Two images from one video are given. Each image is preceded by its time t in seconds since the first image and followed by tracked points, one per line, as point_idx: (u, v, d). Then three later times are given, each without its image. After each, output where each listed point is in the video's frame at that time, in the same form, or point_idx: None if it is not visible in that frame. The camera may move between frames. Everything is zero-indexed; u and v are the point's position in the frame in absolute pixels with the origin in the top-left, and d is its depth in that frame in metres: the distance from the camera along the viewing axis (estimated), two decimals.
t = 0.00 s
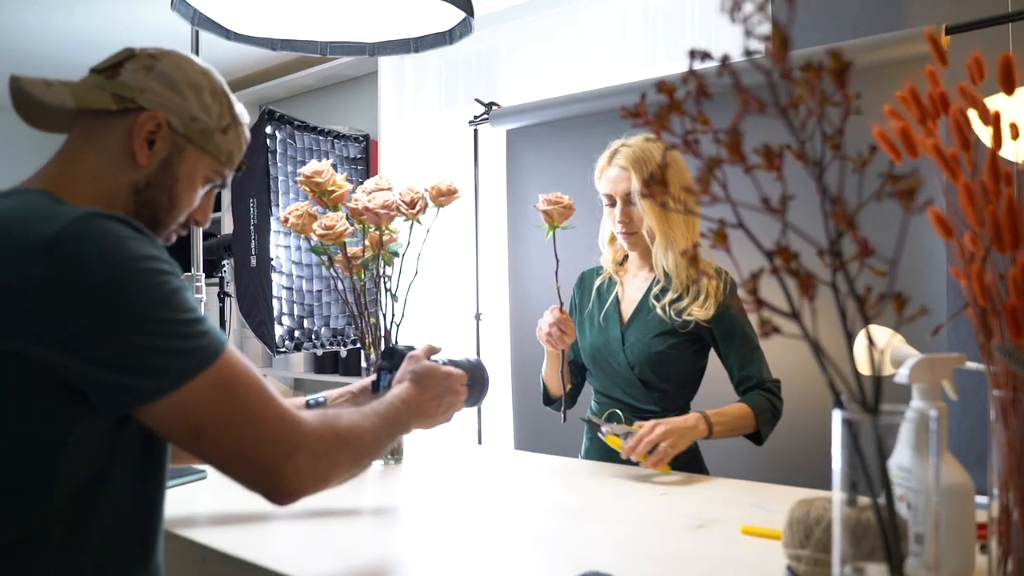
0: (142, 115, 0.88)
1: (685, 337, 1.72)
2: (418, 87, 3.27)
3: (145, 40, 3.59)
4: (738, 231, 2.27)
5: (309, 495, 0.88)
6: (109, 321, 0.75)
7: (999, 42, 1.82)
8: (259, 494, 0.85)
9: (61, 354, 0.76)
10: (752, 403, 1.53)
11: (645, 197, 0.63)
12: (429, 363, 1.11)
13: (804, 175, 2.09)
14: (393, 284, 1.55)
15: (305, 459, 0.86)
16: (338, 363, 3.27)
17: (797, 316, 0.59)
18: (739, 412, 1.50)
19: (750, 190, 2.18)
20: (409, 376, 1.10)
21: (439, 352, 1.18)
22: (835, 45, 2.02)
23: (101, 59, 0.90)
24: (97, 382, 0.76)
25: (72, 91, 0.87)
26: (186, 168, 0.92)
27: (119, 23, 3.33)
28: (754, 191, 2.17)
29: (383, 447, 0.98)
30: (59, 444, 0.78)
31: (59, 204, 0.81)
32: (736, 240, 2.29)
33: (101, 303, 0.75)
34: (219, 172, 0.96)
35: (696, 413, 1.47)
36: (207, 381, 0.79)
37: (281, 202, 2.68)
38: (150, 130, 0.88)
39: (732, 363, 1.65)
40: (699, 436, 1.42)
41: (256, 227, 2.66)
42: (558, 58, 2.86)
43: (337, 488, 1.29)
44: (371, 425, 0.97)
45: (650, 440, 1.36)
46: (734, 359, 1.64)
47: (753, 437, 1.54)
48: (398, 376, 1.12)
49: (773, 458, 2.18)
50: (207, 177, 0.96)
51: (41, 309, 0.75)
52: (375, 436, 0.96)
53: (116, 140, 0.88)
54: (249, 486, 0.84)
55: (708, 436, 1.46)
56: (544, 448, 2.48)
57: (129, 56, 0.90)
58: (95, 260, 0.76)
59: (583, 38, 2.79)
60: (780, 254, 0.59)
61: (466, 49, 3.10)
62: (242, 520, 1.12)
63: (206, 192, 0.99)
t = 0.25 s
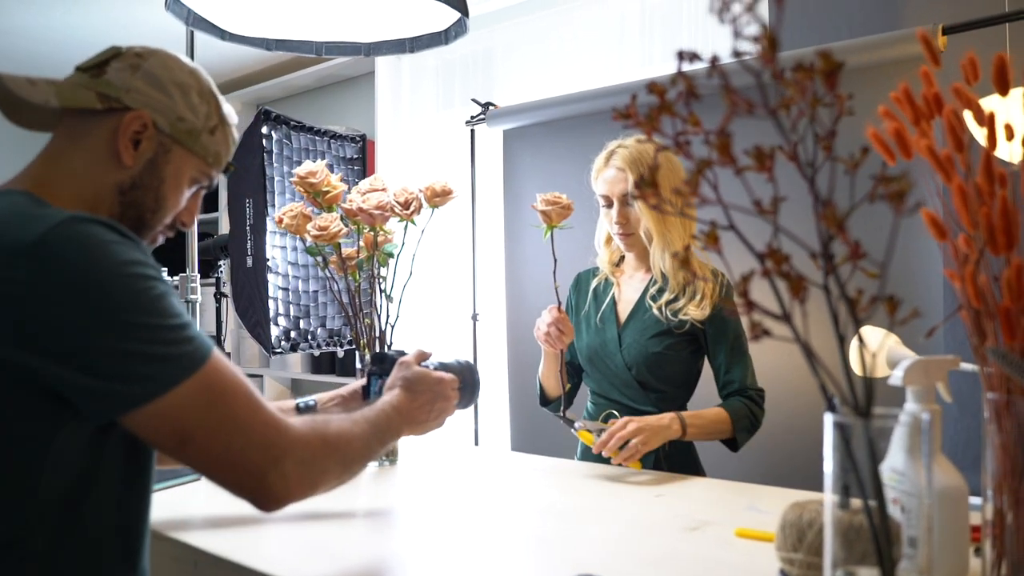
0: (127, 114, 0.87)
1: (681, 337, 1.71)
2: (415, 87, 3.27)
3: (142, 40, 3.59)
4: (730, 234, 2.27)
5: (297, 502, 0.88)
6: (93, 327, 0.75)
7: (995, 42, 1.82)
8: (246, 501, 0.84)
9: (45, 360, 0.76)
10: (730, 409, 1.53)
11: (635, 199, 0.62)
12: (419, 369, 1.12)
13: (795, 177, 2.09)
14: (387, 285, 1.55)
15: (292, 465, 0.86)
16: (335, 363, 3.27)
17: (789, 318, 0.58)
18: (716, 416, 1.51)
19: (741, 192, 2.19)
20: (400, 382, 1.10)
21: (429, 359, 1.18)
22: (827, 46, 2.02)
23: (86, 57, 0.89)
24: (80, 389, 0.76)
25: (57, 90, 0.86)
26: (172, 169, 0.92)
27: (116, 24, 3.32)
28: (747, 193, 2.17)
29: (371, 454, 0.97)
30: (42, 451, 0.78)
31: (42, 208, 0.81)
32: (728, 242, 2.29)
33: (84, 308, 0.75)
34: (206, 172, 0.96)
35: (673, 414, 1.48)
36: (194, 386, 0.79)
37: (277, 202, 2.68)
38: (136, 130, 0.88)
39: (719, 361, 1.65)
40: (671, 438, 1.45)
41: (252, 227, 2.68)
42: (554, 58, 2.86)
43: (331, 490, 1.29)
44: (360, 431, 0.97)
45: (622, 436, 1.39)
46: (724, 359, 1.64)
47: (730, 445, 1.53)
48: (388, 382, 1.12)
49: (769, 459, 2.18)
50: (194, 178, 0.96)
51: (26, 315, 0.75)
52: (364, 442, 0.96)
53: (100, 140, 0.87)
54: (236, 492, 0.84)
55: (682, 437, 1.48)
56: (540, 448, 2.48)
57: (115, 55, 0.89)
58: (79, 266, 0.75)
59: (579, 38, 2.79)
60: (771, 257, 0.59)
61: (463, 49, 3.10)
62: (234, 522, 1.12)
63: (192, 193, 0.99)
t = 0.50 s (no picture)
0: (119, 110, 0.87)
1: (680, 337, 1.71)
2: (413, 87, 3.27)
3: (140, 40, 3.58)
4: (725, 233, 2.27)
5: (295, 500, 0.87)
6: (89, 325, 0.75)
7: (993, 42, 1.82)
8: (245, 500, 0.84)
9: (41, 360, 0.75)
10: (724, 410, 1.53)
11: (631, 199, 0.62)
12: (415, 364, 1.12)
13: (791, 177, 2.08)
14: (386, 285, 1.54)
15: (290, 463, 0.85)
16: (334, 363, 3.26)
17: (785, 319, 0.58)
18: (710, 418, 1.51)
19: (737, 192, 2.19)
20: (397, 377, 1.10)
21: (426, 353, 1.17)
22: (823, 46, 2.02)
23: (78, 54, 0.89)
24: (74, 389, 0.75)
25: (48, 86, 0.86)
26: (166, 165, 0.91)
27: (115, 23, 3.32)
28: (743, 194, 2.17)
29: (369, 451, 0.97)
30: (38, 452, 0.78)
31: (35, 206, 0.81)
32: (724, 242, 2.29)
33: (79, 308, 0.74)
34: (200, 168, 0.96)
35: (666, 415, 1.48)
36: (191, 386, 0.79)
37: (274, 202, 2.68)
38: (128, 126, 0.87)
39: (716, 361, 1.65)
40: (665, 438, 1.45)
41: (250, 227, 2.68)
42: (552, 58, 2.85)
43: (327, 490, 1.29)
44: (358, 429, 0.97)
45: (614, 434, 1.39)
46: (720, 358, 1.63)
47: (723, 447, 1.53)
48: (384, 377, 1.12)
49: (766, 459, 2.18)
50: (188, 174, 0.95)
51: (21, 313, 0.75)
52: (362, 438, 0.96)
53: (93, 136, 0.87)
54: (234, 491, 0.83)
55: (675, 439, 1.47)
56: (538, 448, 2.48)
57: (106, 50, 0.89)
58: (72, 264, 0.75)
59: (577, 38, 2.79)
60: (767, 257, 0.59)
61: (461, 49, 3.10)
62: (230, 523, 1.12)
63: (186, 189, 0.99)
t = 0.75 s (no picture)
0: (123, 113, 0.87)
1: (679, 337, 1.71)
2: (412, 87, 3.27)
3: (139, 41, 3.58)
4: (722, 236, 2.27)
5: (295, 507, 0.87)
6: (91, 331, 0.74)
7: (992, 43, 1.81)
8: (245, 506, 0.84)
9: (35, 363, 0.75)
10: (722, 412, 1.53)
11: (628, 202, 0.62)
12: (416, 371, 1.13)
13: (788, 179, 2.08)
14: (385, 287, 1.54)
15: (291, 471, 0.86)
16: (333, 364, 3.26)
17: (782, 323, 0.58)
18: (706, 421, 1.51)
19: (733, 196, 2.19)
20: (398, 385, 1.11)
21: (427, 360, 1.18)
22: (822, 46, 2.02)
23: (79, 56, 0.89)
24: (76, 395, 0.75)
25: (49, 89, 0.86)
26: (170, 168, 0.92)
27: (114, 24, 3.32)
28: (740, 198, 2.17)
29: (369, 459, 0.97)
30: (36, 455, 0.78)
31: (39, 210, 0.81)
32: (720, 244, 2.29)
33: (82, 314, 0.74)
34: (204, 170, 0.96)
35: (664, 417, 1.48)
36: (194, 391, 0.79)
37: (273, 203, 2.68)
38: (133, 129, 0.87)
39: (715, 362, 1.65)
40: (664, 440, 1.45)
41: (249, 229, 2.67)
42: (551, 59, 2.85)
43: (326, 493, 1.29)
44: (360, 435, 0.97)
45: (612, 431, 1.39)
46: (718, 360, 1.63)
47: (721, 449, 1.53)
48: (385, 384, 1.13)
49: (764, 461, 2.18)
50: (191, 177, 0.96)
51: (22, 319, 0.74)
52: (363, 446, 0.96)
53: (97, 139, 0.87)
54: (235, 498, 0.83)
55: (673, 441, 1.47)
56: (537, 450, 2.48)
57: (109, 53, 0.89)
58: (76, 269, 0.75)
59: (576, 39, 2.79)
60: (765, 261, 0.59)
61: (460, 49, 3.10)
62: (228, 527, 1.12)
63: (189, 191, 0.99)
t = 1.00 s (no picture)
0: (121, 117, 0.87)
1: (676, 337, 1.71)
2: (411, 88, 3.26)
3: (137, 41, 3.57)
4: (716, 238, 2.27)
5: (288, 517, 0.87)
6: (87, 337, 0.75)
7: (989, 44, 1.81)
8: (237, 514, 0.83)
9: (28, 368, 0.76)
10: (717, 416, 1.53)
11: (621, 204, 0.61)
12: (412, 381, 1.10)
13: (780, 183, 2.07)
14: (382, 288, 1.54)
15: (285, 481, 0.85)
16: (331, 365, 3.26)
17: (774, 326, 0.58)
18: (700, 426, 1.51)
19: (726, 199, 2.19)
20: (394, 395, 1.08)
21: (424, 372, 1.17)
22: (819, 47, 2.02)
23: (78, 60, 0.89)
24: (72, 402, 0.76)
25: (48, 94, 0.86)
26: (169, 171, 0.91)
27: (112, 24, 3.31)
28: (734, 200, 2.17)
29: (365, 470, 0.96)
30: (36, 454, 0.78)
31: (37, 215, 0.81)
32: (714, 246, 2.29)
33: (79, 320, 0.75)
34: (203, 173, 0.95)
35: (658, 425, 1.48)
36: (187, 400, 0.78)
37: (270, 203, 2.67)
38: (130, 133, 0.87)
39: (711, 363, 1.65)
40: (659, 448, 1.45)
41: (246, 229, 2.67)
42: (549, 59, 2.85)
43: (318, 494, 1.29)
44: (354, 445, 0.96)
45: (613, 442, 1.39)
46: (715, 361, 1.64)
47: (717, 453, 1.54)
48: (381, 396, 1.10)
49: (761, 462, 2.18)
50: (191, 180, 0.95)
51: (21, 322, 0.75)
52: (358, 456, 0.95)
53: (96, 143, 0.87)
54: (228, 506, 0.83)
55: (671, 448, 1.47)
56: (534, 450, 2.48)
57: (106, 56, 0.88)
58: (73, 274, 0.75)
59: (574, 39, 2.78)
60: (757, 263, 0.58)
61: (458, 49, 3.10)
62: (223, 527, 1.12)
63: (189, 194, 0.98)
